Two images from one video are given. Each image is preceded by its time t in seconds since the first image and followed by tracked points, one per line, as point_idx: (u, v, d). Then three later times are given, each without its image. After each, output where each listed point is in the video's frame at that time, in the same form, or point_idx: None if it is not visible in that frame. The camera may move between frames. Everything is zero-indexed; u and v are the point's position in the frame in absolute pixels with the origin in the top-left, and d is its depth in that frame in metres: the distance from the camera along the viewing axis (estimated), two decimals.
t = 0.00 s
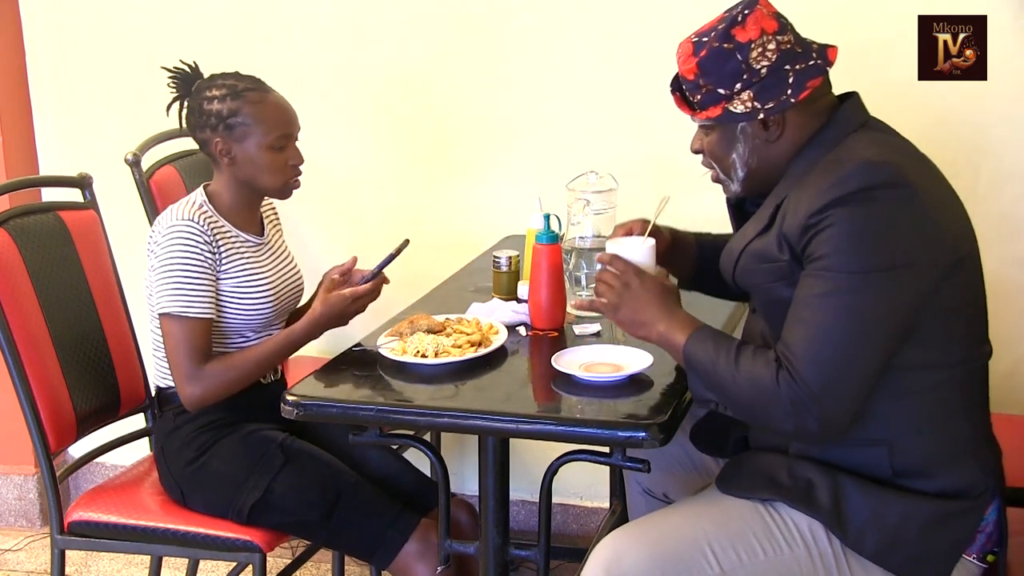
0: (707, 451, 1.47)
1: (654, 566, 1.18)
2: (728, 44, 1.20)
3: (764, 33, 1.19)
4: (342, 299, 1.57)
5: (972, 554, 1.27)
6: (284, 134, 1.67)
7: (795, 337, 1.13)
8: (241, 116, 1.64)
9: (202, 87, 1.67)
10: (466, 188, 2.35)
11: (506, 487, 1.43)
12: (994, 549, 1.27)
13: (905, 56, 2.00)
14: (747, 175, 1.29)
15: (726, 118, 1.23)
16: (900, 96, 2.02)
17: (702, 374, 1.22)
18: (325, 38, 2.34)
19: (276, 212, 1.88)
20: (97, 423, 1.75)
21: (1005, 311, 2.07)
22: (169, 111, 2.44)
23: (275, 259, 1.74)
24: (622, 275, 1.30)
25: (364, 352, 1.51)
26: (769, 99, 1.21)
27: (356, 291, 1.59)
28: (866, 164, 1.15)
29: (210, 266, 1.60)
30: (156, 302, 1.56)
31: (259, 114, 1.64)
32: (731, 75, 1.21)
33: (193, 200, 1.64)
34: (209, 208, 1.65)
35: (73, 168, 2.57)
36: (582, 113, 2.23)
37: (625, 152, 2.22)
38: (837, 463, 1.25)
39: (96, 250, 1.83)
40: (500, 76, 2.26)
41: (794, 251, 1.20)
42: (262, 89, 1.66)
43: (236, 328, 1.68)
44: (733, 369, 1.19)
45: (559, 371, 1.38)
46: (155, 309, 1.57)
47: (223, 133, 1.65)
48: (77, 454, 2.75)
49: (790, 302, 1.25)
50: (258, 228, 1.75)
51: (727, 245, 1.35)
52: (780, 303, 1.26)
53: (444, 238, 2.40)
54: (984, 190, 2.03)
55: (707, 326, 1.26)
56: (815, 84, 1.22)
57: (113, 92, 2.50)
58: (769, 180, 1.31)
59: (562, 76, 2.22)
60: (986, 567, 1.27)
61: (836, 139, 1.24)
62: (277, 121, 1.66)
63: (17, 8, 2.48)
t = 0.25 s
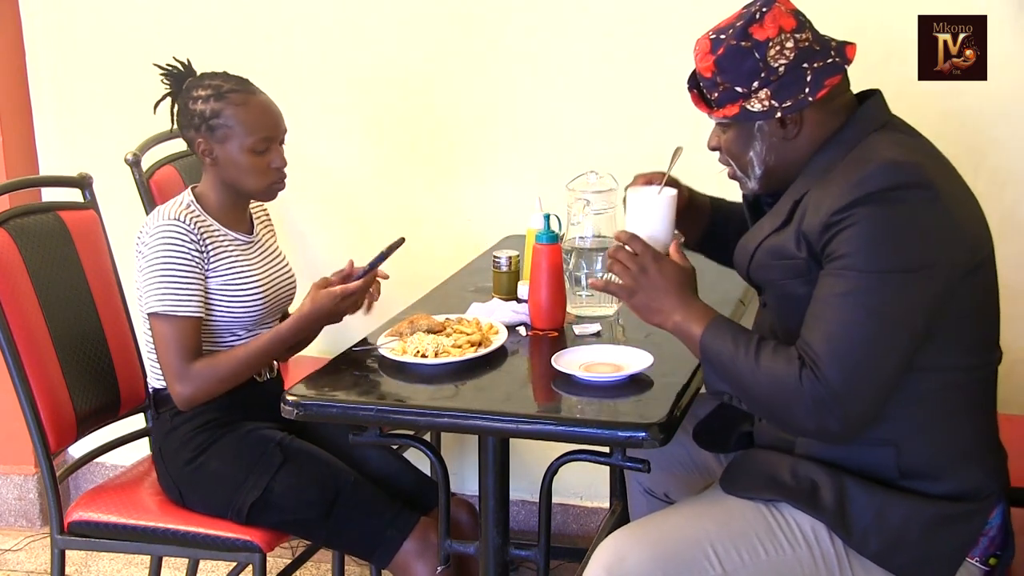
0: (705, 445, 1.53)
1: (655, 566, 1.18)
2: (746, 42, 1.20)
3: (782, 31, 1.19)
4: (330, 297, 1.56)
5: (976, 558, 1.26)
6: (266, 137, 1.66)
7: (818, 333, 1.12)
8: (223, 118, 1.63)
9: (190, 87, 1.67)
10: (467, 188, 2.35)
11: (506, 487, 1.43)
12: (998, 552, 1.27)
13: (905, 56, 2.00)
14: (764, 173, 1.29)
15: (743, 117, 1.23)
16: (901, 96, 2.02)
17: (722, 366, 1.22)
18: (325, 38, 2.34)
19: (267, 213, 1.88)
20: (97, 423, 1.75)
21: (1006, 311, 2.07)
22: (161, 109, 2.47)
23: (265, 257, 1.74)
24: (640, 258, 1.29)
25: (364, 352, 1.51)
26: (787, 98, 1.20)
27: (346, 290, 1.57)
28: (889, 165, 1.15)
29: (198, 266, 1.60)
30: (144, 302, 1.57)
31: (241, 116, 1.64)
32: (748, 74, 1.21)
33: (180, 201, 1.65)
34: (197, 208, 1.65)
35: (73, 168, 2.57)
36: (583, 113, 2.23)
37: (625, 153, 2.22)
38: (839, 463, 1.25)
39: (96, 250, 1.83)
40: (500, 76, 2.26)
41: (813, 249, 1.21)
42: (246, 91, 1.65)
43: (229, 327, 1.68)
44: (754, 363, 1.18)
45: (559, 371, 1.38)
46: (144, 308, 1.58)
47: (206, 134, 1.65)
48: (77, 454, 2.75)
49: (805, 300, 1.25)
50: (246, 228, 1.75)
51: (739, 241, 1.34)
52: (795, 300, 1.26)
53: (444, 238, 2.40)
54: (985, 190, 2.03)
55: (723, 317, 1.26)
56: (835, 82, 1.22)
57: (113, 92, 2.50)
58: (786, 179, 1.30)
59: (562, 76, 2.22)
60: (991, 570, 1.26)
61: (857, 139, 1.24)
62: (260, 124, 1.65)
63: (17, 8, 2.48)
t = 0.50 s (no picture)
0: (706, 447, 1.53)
1: (656, 567, 1.18)
2: (755, 42, 1.20)
3: (791, 31, 1.19)
4: (321, 287, 1.54)
5: (977, 559, 1.27)
6: (252, 140, 1.65)
7: (838, 338, 1.12)
8: (209, 120, 1.63)
9: (184, 88, 1.68)
10: (467, 188, 2.35)
11: (506, 487, 1.43)
12: (999, 554, 1.27)
13: (905, 56, 2.00)
14: (773, 172, 1.29)
15: (752, 117, 1.24)
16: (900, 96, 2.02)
17: (739, 371, 1.21)
18: (326, 38, 2.34)
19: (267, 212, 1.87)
20: (97, 423, 1.75)
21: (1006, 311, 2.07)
22: (154, 108, 2.47)
23: (263, 253, 1.75)
24: (651, 265, 1.30)
25: (364, 352, 1.51)
26: (795, 98, 1.21)
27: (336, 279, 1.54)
28: (903, 166, 1.15)
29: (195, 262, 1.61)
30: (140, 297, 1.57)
31: (226, 118, 1.63)
32: (757, 74, 1.21)
33: (179, 199, 1.66)
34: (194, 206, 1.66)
35: (73, 168, 2.57)
36: (583, 114, 2.23)
37: (625, 153, 2.22)
38: (841, 464, 1.25)
39: (96, 250, 1.83)
40: (500, 76, 2.26)
41: (823, 251, 1.21)
42: (233, 94, 1.64)
43: (228, 325, 1.68)
44: (772, 368, 1.18)
45: (560, 371, 1.38)
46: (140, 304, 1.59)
47: (194, 135, 1.66)
48: (77, 453, 2.75)
49: (816, 300, 1.25)
50: (244, 226, 1.75)
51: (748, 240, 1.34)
52: (805, 301, 1.26)
53: (445, 238, 2.40)
54: (985, 189, 2.03)
55: (737, 321, 1.26)
56: (843, 82, 1.21)
57: (113, 92, 2.50)
58: (797, 177, 1.30)
59: (562, 76, 2.22)
60: (991, 572, 1.26)
61: (868, 138, 1.24)
62: (245, 127, 1.64)
63: (17, 8, 2.48)
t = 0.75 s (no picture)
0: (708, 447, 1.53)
1: (657, 567, 1.18)
2: (758, 40, 1.20)
3: (795, 29, 1.19)
4: (312, 280, 1.53)
5: (977, 559, 1.27)
6: (252, 140, 1.65)
7: (852, 345, 1.12)
8: (210, 120, 1.64)
9: (191, 88, 1.70)
10: (467, 188, 2.35)
11: (506, 487, 1.43)
12: (999, 554, 1.27)
13: (905, 56, 2.00)
14: (775, 171, 1.29)
15: (754, 116, 1.24)
16: (900, 96, 2.02)
17: (751, 385, 1.21)
18: (326, 38, 2.34)
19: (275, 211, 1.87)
20: (97, 423, 1.75)
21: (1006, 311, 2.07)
22: (163, 106, 2.47)
23: (270, 248, 1.75)
24: (650, 289, 1.29)
25: (365, 352, 1.51)
26: (797, 97, 1.20)
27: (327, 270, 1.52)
28: (906, 167, 1.15)
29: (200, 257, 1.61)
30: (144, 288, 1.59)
31: (226, 118, 1.63)
32: (760, 72, 1.21)
33: (186, 194, 1.66)
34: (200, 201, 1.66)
35: (73, 168, 2.57)
36: (583, 114, 2.23)
37: (626, 152, 2.22)
38: (840, 464, 1.25)
39: (96, 250, 1.83)
40: (499, 76, 2.26)
41: (826, 253, 1.21)
42: (234, 94, 1.64)
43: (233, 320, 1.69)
44: (786, 380, 1.18)
45: (560, 371, 1.38)
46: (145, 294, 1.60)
47: (197, 135, 1.67)
48: (77, 454, 2.75)
49: (818, 302, 1.25)
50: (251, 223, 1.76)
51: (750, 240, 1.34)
52: (807, 302, 1.26)
53: (445, 238, 2.40)
54: (985, 189, 2.03)
55: (744, 336, 1.26)
56: (846, 82, 1.21)
57: (113, 92, 2.50)
58: (800, 176, 1.30)
59: (562, 77, 2.22)
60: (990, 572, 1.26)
61: (870, 139, 1.24)
62: (245, 127, 1.64)
63: (17, 8, 2.48)
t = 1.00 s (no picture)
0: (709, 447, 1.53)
1: (657, 567, 1.18)
2: (760, 40, 1.20)
3: (797, 30, 1.19)
4: (318, 274, 1.53)
5: (977, 559, 1.27)
6: (266, 139, 1.65)
7: (861, 349, 1.11)
8: (224, 119, 1.65)
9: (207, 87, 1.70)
10: (468, 188, 2.35)
11: (506, 487, 1.43)
12: (999, 555, 1.27)
13: (905, 56, 2.00)
14: (775, 171, 1.29)
15: (755, 116, 1.24)
16: (900, 96, 2.02)
17: (761, 392, 1.21)
18: (326, 38, 2.34)
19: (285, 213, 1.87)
20: (97, 423, 1.75)
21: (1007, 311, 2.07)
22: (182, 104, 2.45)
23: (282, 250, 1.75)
24: (650, 303, 1.29)
25: (364, 352, 1.51)
26: (798, 98, 1.20)
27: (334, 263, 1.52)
28: (907, 167, 1.15)
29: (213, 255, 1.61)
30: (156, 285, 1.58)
31: (240, 117, 1.64)
32: (762, 72, 1.21)
33: (201, 192, 1.66)
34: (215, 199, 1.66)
35: (73, 168, 2.57)
36: (583, 114, 2.23)
37: (626, 153, 2.22)
38: (841, 464, 1.25)
39: (96, 250, 1.83)
40: (500, 75, 2.26)
41: (827, 254, 1.20)
42: (248, 93, 1.65)
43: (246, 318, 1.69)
44: (795, 386, 1.18)
45: (560, 371, 1.38)
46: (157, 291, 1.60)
47: (212, 134, 1.68)
48: (77, 454, 2.75)
49: (820, 303, 1.25)
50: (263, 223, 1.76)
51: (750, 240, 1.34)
52: (809, 304, 1.26)
53: (446, 238, 2.40)
54: (985, 189, 2.03)
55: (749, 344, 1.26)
56: (847, 83, 1.21)
57: (113, 92, 2.50)
58: (799, 176, 1.30)
59: (563, 77, 2.22)
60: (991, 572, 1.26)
61: (869, 139, 1.24)
62: (259, 126, 1.64)
63: (17, 8, 2.48)
